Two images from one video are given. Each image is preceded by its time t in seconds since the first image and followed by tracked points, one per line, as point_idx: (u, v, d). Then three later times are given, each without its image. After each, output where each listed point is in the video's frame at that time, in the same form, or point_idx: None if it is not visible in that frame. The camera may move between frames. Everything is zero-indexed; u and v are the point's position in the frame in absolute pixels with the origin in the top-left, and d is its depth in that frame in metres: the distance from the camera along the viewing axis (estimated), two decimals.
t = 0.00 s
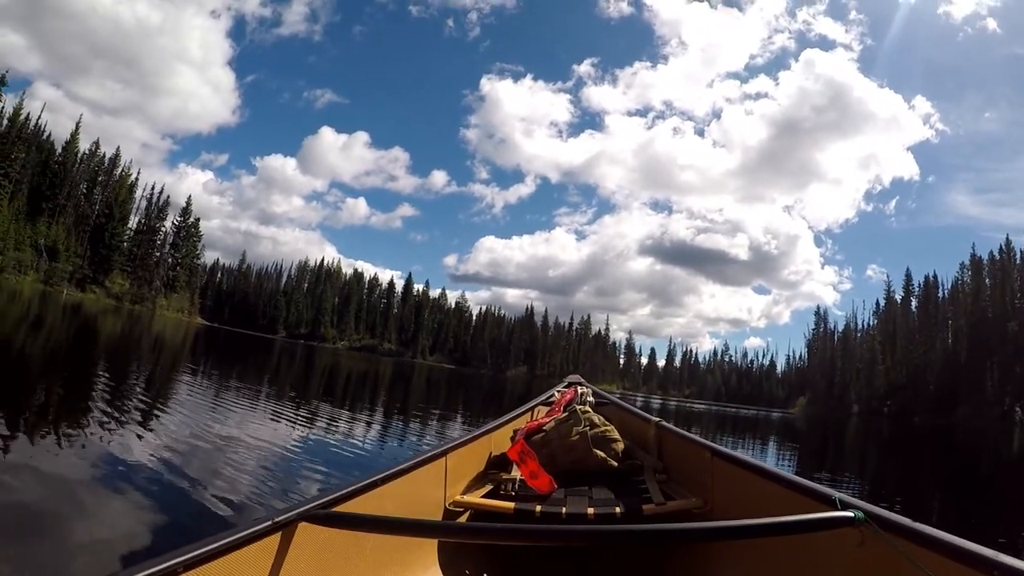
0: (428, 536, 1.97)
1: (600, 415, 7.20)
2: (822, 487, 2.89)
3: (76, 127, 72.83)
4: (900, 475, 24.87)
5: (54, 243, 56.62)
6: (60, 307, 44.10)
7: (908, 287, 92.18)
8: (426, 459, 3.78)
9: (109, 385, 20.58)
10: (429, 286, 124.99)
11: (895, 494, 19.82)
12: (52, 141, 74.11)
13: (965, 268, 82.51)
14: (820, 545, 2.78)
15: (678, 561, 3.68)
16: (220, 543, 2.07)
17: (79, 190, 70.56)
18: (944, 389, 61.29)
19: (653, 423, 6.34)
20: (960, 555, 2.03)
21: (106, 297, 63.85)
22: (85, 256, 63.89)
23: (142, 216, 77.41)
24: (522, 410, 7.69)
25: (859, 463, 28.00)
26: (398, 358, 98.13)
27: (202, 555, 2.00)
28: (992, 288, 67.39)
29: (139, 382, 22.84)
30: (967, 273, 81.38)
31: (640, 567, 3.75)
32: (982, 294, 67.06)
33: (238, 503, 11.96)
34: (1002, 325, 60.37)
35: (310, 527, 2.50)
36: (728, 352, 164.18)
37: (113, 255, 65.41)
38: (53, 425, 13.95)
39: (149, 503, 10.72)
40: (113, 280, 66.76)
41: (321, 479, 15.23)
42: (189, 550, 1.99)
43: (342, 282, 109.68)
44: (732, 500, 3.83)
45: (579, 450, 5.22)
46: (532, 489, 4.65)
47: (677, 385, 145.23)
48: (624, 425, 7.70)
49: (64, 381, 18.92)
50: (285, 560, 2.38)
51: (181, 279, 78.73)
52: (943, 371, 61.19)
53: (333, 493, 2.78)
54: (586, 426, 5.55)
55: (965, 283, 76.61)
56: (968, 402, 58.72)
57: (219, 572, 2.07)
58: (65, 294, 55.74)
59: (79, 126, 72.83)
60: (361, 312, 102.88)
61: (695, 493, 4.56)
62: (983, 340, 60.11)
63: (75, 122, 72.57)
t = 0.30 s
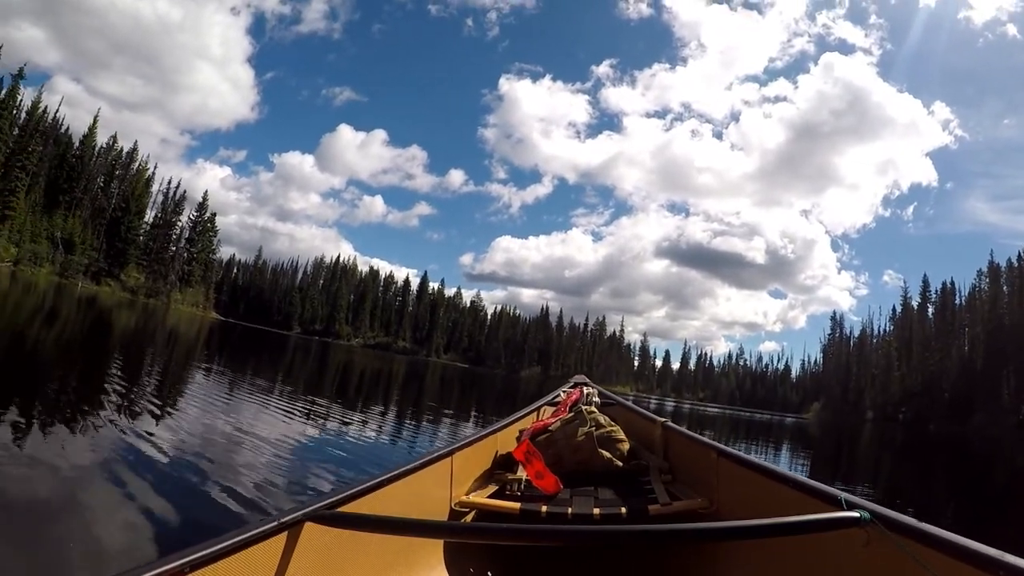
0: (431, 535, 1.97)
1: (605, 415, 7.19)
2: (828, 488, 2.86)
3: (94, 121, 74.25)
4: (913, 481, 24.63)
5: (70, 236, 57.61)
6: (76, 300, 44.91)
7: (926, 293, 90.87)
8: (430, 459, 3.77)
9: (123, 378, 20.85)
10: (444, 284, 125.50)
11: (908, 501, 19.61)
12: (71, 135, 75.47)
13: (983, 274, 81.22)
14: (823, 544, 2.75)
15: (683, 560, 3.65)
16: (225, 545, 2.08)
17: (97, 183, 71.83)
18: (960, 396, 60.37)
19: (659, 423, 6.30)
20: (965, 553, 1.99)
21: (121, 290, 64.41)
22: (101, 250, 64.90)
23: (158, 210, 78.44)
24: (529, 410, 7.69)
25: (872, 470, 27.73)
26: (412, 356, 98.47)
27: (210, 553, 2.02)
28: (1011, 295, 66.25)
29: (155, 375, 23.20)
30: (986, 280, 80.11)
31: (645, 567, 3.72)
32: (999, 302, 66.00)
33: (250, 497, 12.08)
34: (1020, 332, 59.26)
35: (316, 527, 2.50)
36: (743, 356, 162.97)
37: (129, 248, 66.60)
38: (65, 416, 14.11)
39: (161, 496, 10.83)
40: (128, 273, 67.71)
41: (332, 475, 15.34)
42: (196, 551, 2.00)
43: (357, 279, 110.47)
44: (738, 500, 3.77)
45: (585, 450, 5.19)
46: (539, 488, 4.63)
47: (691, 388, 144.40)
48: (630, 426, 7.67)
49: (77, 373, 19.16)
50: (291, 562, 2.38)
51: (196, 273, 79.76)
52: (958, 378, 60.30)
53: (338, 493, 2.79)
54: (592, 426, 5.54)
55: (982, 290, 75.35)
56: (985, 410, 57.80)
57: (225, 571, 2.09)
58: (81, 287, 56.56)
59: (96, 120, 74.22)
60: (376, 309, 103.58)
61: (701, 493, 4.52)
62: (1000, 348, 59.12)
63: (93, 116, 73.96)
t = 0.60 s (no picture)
0: (441, 536, 2.00)
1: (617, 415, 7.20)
2: (839, 488, 2.87)
3: (109, 110, 75.20)
4: (921, 488, 24.52)
5: (81, 225, 58.47)
6: (87, 288, 45.60)
7: (939, 300, 89.90)
8: (441, 459, 3.81)
9: (135, 369, 21.14)
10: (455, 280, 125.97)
11: (917, 508, 19.52)
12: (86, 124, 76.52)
13: (997, 281, 80.22)
14: (834, 544, 2.76)
15: (693, 560, 3.66)
16: (237, 545, 2.13)
17: (110, 172, 72.80)
18: (971, 405, 59.71)
19: (671, 423, 6.31)
20: (978, 555, 1.98)
21: (132, 280, 65.23)
22: (114, 240, 65.72)
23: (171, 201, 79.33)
24: (540, 410, 7.72)
25: (880, 476, 27.60)
26: (422, 352, 98.79)
27: (220, 555, 2.06)
28: None
29: (166, 367, 23.48)
30: (1000, 287, 79.17)
31: (655, 567, 3.73)
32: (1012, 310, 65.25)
33: (257, 491, 12.19)
34: None
35: (326, 527, 2.55)
36: (754, 359, 162.06)
37: (141, 238, 67.45)
38: (74, 406, 14.30)
39: (169, 487, 10.95)
40: (140, 264, 68.58)
41: (340, 470, 15.45)
42: (207, 551, 2.05)
43: (369, 274, 111.15)
44: (748, 501, 3.79)
45: (596, 450, 5.20)
46: (549, 489, 4.66)
47: (701, 390, 143.88)
48: (642, 426, 7.68)
49: (89, 363, 19.42)
50: (302, 561, 2.43)
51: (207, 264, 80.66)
52: (969, 387, 59.60)
53: (349, 493, 2.83)
54: (603, 426, 5.56)
55: (996, 298, 74.43)
56: (997, 420, 57.10)
57: (238, 571, 2.14)
58: (92, 276, 57.60)
59: (111, 110, 75.16)
60: (387, 304, 104.20)
61: (712, 493, 4.53)
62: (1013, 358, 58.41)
63: (108, 106, 74.86)
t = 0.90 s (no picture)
0: (454, 535, 2.01)
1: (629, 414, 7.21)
2: (851, 487, 2.88)
3: (110, 111, 75.53)
4: (926, 485, 24.49)
5: (82, 226, 58.76)
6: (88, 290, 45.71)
7: (942, 298, 89.64)
8: (453, 459, 3.82)
9: (138, 372, 21.19)
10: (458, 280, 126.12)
11: (921, 505, 19.50)
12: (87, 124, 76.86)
13: (1000, 278, 79.94)
14: (847, 544, 2.76)
15: (705, 559, 3.67)
16: (252, 543, 2.16)
17: (111, 172, 73.17)
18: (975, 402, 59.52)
19: (684, 423, 6.31)
20: (989, 555, 1.99)
21: (133, 281, 65.44)
22: (114, 241, 65.94)
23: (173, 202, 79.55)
24: (552, 410, 7.73)
25: (883, 473, 27.57)
26: (425, 352, 98.91)
27: (235, 553, 2.08)
28: None
29: (168, 369, 23.52)
30: (1003, 284, 78.90)
31: (667, 567, 3.74)
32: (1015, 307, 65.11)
33: (262, 494, 12.21)
34: None
35: (339, 527, 2.57)
36: (758, 357, 161.85)
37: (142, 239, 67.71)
38: (78, 409, 14.35)
39: (173, 491, 10.97)
40: (141, 265, 68.71)
41: (344, 472, 15.44)
42: (221, 551, 2.07)
43: (372, 274, 111.35)
44: (761, 501, 3.79)
45: (609, 450, 5.20)
46: (561, 488, 4.67)
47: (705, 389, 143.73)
48: (655, 426, 7.66)
49: (92, 366, 19.48)
50: (316, 558, 2.45)
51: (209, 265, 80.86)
52: (972, 384, 59.40)
53: (362, 493, 2.85)
54: (616, 426, 5.57)
55: (999, 294, 74.15)
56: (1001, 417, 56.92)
57: (251, 570, 2.15)
58: (93, 278, 57.81)
59: (112, 111, 75.47)
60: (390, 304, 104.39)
61: (725, 493, 4.53)
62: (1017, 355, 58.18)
63: (109, 107, 75.19)
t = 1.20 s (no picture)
0: (460, 535, 2.00)
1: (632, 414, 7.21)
2: (855, 487, 2.89)
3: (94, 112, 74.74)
4: (917, 479, 24.66)
5: (66, 228, 58.15)
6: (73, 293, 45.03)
7: (930, 292, 90.41)
8: (457, 459, 3.80)
9: (125, 376, 20.92)
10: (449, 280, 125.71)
11: (913, 498, 19.62)
12: (70, 125, 76.05)
13: (987, 273, 80.74)
14: (851, 543, 2.78)
15: (707, 559, 3.69)
16: (257, 543, 2.14)
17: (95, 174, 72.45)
18: (963, 395, 60.06)
19: (688, 423, 6.32)
20: (993, 553, 2.00)
21: (119, 284, 64.68)
22: (99, 244, 65.19)
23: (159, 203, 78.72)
24: (556, 410, 7.72)
25: (874, 467, 27.73)
26: (416, 352, 98.56)
27: (240, 552, 2.07)
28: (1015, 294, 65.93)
29: (156, 373, 23.25)
30: (989, 278, 79.64)
31: (669, 565, 3.75)
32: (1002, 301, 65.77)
33: (254, 498, 12.09)
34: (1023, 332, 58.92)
35: (342, 527, 2.55)
36: (748, 353, 162.58)
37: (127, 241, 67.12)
38: (64, 415, 14.16)
39: (164, 496, 10.85)
40: (127, 268, 67.86)
41: (336, 475, 15.32)
42: (226, 550, 2.05)
43: (362, 275, 110.75)
44: (765, 501, 3.80)
45: (613, 450, 5.20)
46: (565, 488, 4.67)
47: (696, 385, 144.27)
48: (659, 426, 7.66)
49: (79, 371, 19.22)
50: (320, 558, 2.43)
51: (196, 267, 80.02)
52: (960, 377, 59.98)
53: (366, 494, 2.83)
54: (620, 426, 5.57)
55: (986, 288, 74.84)
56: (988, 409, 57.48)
57: (254, 570, 2.13)
58: (79, 280, 57.10)
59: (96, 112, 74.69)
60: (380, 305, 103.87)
61: (728, 492, 4.55)
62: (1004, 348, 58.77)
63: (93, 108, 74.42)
